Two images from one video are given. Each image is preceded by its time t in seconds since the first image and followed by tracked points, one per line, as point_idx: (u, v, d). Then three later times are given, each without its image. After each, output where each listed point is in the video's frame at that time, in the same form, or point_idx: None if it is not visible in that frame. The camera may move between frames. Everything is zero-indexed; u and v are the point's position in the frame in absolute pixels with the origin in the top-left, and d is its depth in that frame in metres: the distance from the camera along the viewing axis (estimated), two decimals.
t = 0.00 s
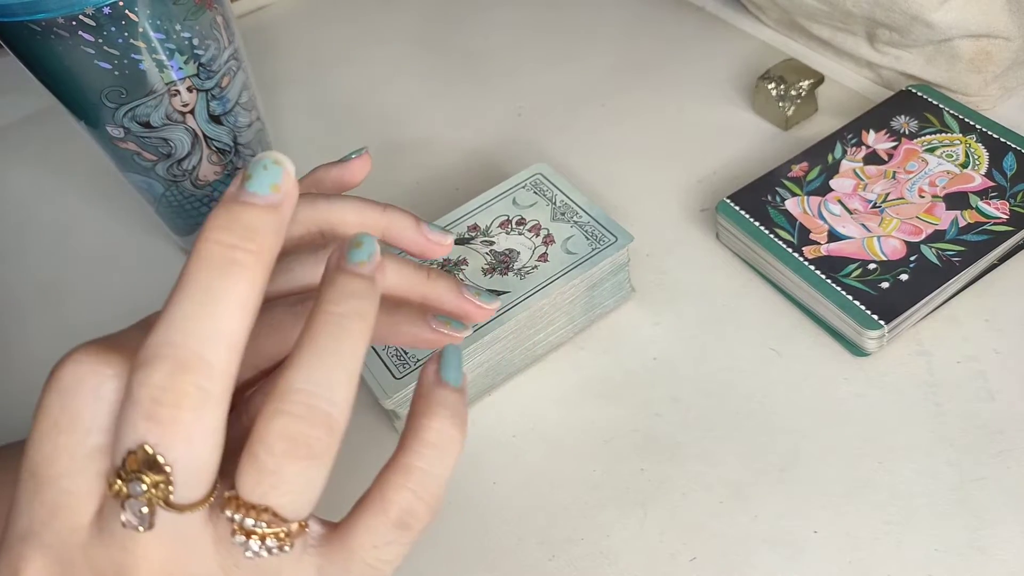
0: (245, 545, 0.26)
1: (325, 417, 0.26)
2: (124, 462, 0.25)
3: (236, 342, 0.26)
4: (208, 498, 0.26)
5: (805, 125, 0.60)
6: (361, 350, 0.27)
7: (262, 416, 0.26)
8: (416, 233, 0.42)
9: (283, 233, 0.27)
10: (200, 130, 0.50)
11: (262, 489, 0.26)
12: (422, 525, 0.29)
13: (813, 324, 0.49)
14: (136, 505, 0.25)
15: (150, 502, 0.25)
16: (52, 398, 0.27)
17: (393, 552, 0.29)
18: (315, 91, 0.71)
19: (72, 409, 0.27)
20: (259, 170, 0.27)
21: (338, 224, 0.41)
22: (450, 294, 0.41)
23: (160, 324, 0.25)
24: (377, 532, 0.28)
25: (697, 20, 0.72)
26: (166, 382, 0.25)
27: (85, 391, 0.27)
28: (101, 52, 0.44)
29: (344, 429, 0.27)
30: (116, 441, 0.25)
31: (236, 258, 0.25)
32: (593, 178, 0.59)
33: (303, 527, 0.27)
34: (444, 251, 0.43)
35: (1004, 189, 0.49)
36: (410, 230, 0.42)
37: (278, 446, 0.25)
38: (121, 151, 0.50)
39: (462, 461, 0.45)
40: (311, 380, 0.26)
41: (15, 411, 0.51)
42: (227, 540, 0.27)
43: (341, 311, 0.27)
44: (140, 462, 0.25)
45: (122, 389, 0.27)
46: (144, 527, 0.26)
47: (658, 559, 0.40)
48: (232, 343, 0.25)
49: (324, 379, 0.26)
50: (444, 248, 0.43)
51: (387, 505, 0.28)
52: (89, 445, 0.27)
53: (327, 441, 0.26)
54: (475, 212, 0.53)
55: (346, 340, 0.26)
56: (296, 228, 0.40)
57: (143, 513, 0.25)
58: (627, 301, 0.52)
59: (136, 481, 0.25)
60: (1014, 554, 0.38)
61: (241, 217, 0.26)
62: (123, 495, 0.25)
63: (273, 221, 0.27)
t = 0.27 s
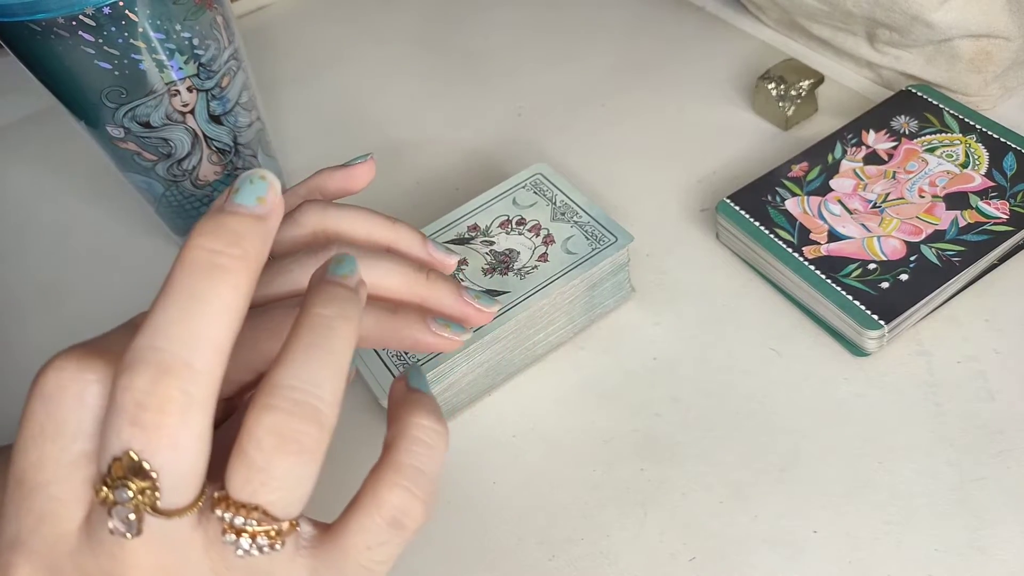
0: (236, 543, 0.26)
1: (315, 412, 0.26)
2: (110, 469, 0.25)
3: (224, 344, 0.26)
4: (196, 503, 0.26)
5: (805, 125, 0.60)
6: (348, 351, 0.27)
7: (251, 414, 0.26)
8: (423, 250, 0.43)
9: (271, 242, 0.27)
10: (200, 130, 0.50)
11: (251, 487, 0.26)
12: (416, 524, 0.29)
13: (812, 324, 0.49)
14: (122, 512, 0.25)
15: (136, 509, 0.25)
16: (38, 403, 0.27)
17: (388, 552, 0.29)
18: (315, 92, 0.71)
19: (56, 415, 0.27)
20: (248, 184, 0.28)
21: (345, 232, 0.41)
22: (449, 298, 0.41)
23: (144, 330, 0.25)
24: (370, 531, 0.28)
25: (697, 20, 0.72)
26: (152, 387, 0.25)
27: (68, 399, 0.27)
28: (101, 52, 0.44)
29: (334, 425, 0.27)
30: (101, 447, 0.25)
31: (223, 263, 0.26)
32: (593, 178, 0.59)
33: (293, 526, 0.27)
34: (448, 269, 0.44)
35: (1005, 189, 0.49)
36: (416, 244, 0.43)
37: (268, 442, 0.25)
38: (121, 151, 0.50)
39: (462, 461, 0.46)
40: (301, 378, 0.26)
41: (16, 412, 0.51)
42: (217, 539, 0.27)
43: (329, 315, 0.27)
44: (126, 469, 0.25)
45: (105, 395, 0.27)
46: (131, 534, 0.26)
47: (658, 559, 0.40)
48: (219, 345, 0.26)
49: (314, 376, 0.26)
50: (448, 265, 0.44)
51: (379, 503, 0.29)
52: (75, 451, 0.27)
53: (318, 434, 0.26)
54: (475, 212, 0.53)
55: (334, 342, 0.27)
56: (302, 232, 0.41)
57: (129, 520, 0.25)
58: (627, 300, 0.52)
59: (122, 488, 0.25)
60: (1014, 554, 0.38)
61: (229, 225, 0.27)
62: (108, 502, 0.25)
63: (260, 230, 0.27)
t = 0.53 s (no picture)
0: (236, 536, 0.27)
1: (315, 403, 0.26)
2: (111, 462, 0.25)
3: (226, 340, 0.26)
4: (197, 497, 0.27)
5: (805, 125, 0.60)
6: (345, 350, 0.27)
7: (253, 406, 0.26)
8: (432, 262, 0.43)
9: (271, 245, 0.27)
10: (200, 130, 0.50)
11: (252, 479, 0.26)
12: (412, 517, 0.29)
13: (812, 324, 0.49)
14: (125, 505, 0.25)
15: (137, 502, 0.25)
16: (35, 402, 0.27)
17: (385, 545, 0.29)
18: (315, 92, 0.71)
19: (53, 413, 0.27)
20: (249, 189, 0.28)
21: (354, 237, 0.42)
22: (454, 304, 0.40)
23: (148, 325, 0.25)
24: (368, 523, 0.28)
25: (697, 20, 0.72)
26: (154, 379, 0.25)
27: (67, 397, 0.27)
28: (101, 52, 0.44)
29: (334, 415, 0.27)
30: (104, 441, 0.26)
31: (225, 263, 0.26)
32: (593, 178, 0.59)
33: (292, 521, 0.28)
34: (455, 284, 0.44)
35: (1005, 189, 0.49)
36: (424, 253, 0.43)
37: (269, 432, 0.26)
38: (121, 151, 0.50)
39: (463, 461, 0.46)
40: (302, 371, 0.26)
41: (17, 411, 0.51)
42: (217, 534, 0.27)
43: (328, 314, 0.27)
44: (126, 463, 0.25)
45: (104, 392, 0.27)
46: (132, 527, 0.26)
47: (658, 558, 0.40)
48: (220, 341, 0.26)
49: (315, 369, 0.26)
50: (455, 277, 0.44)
51: (376, 495, 0.29)
52: (74, 448, 0.27)
53: (319, 423, 0.26)
54: (475, 212, 0.53)
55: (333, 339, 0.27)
56: (312, 236, 0.42)
57: (129, 513, 0.26)
58: (627, 300, 0.52)
59: (123, 481, 0.25)
60: (1014, 554, 0.38)
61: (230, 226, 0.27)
62: (110, 496, 0.26)
63: (261, 232, 0.27)
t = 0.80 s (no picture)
0: (283, 523, 0.27)
1: (367, 421, 0.26)
2: (202, 416, 0.25)
3: (307, 321, 0.26)
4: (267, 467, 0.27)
5: (805, 124, 0.60)
6: (424, 330, 0.27)
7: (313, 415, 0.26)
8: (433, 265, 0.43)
9: (349, 216, 0.27)
10: (200, 130, 0.50)
11: (311, 470, 0.27)
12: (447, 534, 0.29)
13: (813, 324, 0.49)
14: (204, 460, 0.25)
15: (216, 459, 0.25)
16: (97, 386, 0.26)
17: (413, 556, 0.29)
18: (315, 92, 0.71)
19: (110, 398, 0.25)
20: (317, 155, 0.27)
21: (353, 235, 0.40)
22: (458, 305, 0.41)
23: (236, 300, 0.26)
24: (404, 528, 0.29)
25: (697, 20, 0.72)
26: (240, 355, 0.26)
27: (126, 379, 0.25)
28: (101, 52, 0.44)
29: (387, 433, 0.27)
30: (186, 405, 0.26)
31: (304, 244, 0.26)
32: (593, 178, 0.59)
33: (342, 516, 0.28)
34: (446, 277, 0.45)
35: (1005, 189, 0.49)
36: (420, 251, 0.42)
37: (326, 433, 0.26)
38: (121, 151, 0.50)
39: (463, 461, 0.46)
40: (361, 386, 0.26)
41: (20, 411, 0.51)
42: (267, 517, 0.27)
43: (410, 293, 0.27)
44: (216, 418, 0.25)
45: (169, 371, 0.26)
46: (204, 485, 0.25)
47: (658, 558, 0.40)
48: (303, 321, 0.26)
49: (374, 382, 0.26)
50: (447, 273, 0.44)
51: (411, 507, 0.29)
52: (135, 428, 0.25)
53: (369, 437, 0.27)
54: (475, 212, 0.53)
55: (411, 321, 0.27)
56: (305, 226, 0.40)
57: (204, 471, 0.25)
58: (627, 300, 0.52)
59: (206, 435, 0.25)
60: (1013, 555, 0.38)
61: (306, 202, 0.26)
62: (184, 448, 0.25)
63: (340, 205, 0.26)
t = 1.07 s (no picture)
0: (333, 489, 0.32)
1: (407, 402, 0.32)
2: (269, 390, 0.31)
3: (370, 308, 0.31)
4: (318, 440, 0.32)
5: (806, 124, 0.60)
6: (450, 322, 0.31)
7: (358, 389, 0.32)
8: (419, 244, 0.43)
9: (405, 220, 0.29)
10: (200, 130, 0.50)
11: (354, 442, 0.32)
12: (459, 512, 0.35)
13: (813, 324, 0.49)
14: (269, 426, 0.30)
15: (278, 426, 0.31)
16: (193, 359, 0.30)
17: (431, 530, 0.35)
18: (316, 92, 0.71)
19: (191, 378, 0.30)
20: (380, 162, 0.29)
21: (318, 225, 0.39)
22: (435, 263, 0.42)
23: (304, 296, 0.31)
24: (417, 504, 0.35)
25: (697, 20, 0.72)
26: (312, 342, 0.30)
27: (215, 359, 0.30)
28: (101, 52, 0.44)
29: (420, 413, 0.32)
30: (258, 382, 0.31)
31: (364, 249, 0.29)
32: (593, 178, 0.59)
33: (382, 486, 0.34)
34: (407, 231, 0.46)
35: (1005, 189, 0.49)
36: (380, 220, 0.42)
37: (366, 413, 0.32)
38: (122, 151, 0.50)
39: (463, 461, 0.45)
40: (404, 375, 0.31)
41: (13, 409, 0.51)
42: (315, 488, 0.33)
43: (440, 293, 0.30)
44: (282, 391, 0.31)
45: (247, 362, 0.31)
46: (266, 450, 0.31)
47: (658, 558, 0.40)
48: (362, 311, 0.31)
49: (411, 369, 0.31)
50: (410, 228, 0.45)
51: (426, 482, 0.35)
52: (211, 406, 0.31)
53: (406, 414, 0.32)
54: (474, 212, 0.53)
55: (440, 316, 0.30)
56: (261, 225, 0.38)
57: (268, 438, 0.31)
58: (627, 300, 0.52)
59: (273, 405, 0.31)
60: (1013, 555, 0.38)
61: (371, 211, 0.29)
62: (254, 419, 0.31)
63: (395, 211, 0.29)
